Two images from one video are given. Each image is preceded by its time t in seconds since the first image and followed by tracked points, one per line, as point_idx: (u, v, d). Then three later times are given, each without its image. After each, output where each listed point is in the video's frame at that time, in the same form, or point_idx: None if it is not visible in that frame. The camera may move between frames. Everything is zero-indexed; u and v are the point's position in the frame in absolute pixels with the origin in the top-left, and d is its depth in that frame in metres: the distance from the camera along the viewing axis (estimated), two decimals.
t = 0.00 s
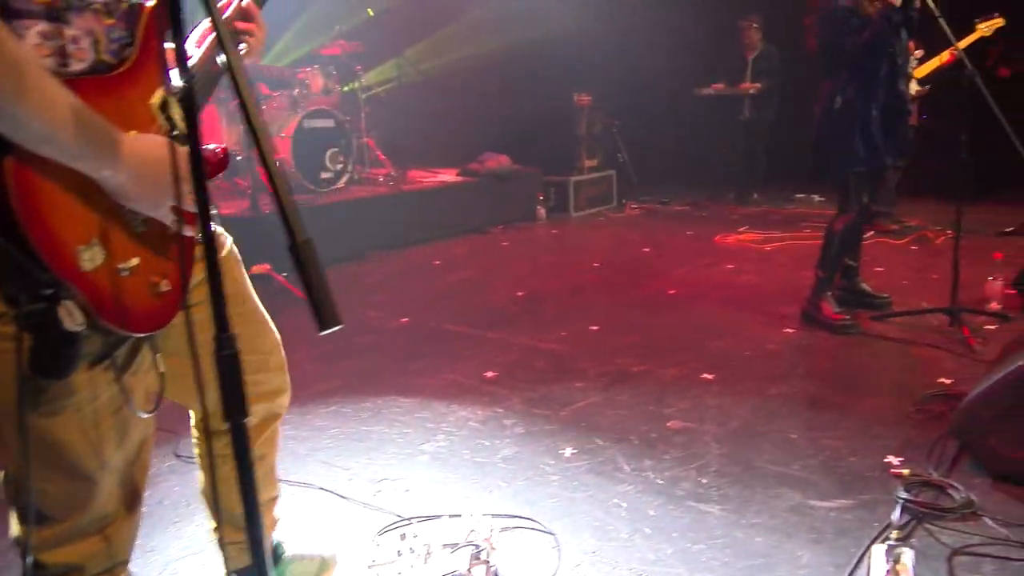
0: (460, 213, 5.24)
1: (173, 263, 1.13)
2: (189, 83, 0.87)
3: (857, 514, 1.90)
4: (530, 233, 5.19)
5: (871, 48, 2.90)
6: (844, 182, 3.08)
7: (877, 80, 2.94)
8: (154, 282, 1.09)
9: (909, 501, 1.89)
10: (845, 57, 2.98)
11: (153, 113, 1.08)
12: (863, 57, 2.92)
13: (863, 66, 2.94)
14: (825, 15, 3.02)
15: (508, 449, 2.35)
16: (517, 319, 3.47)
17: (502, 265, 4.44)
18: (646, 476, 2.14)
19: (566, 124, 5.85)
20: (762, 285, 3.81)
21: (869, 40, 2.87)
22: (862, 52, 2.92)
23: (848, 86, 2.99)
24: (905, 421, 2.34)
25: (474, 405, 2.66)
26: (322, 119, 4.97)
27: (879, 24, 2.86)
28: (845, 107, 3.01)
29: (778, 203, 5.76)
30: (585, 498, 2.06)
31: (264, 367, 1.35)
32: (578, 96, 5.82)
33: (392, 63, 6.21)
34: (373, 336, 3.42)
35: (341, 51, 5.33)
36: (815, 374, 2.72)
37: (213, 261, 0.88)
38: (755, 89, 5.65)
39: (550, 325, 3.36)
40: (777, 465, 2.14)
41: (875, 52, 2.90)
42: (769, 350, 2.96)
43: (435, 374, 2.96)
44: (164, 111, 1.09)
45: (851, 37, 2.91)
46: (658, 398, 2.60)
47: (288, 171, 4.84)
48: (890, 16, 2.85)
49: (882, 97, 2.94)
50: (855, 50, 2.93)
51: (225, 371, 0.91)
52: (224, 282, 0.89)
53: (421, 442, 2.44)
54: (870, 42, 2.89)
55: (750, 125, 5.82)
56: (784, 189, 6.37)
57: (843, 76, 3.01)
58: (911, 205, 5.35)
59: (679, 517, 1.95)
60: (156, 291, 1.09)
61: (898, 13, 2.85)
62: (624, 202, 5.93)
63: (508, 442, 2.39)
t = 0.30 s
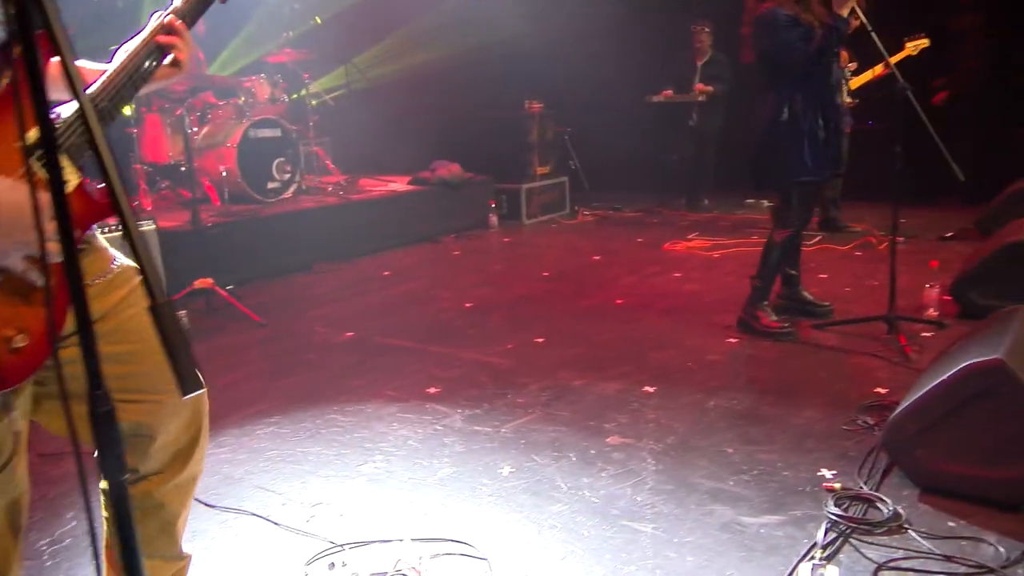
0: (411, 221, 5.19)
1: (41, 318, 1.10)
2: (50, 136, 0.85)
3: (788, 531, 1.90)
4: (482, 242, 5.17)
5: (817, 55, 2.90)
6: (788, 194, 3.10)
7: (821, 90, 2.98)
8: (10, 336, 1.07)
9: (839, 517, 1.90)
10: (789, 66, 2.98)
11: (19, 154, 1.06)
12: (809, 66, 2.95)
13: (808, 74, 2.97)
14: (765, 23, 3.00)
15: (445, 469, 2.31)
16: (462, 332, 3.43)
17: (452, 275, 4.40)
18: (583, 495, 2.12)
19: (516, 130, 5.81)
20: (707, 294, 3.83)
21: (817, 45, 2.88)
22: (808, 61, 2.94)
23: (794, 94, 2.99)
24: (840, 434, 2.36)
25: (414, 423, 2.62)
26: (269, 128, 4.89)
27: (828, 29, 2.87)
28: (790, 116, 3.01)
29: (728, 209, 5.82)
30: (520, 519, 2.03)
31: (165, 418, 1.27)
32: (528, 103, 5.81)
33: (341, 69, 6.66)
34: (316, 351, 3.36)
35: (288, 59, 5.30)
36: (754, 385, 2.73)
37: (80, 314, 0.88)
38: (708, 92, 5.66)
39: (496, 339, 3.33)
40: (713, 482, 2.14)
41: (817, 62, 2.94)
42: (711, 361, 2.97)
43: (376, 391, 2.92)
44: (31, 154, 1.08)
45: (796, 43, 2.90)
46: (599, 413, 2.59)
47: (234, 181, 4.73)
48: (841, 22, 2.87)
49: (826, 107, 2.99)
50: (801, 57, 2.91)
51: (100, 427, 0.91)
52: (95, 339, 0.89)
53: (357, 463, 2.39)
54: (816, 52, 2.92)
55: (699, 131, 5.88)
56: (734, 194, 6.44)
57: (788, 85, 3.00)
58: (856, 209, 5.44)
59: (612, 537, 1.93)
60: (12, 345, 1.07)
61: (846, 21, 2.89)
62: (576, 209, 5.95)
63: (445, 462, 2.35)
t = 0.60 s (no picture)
0: (370, 229, 5.15)
1: None
2: None
3: (731, 548, 1.90)
4: (441, 250, 5.15)
5: (776, 58, 2.87)
6: (729, 204, 3.13)
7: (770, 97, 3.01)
8: None
9: (780, 534, 1.92)
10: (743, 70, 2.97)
11: None
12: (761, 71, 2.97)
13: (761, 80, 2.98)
14: (716, 26, 2.96)
15: (392, 489, 2.27)
16: (417, 345, 3.40)
17: (409, 284, 4.37)
18: (529, 512, 2.10)
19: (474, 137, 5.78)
20: (664, 303, 3.84)
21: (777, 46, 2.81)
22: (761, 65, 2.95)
23: (749, 98, 2.99)
24: (786, 446, 2.38)
25: (363, 440, 2.59)
26: (224, 136, 4.82)
27: (791, 31, 2.77)
28: (744, 120, 3.00)
29: (688, 214, 5.87)
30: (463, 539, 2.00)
31: (111, 459, 1.28)
32: (488, 110, 5.78)
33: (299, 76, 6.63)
34: (267, 365, 3.31)
35: (244, 67, 5.24)
36: (704, 397, 2.74)
37: None
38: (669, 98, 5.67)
39: (450, 351, 3.31)
40: (658, 497, 2.14)
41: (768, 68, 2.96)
42: (663, 372, 2.98)
43: (326, 406, 2.87)
44: None
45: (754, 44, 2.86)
46: (548, 427, 2.57)
47: (187, 191, 4.65)
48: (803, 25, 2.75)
49: (772, 115, 3.04)
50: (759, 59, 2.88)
51: None
52: None
53: (303, 485, 2.34)
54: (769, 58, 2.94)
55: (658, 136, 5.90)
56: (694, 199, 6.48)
57: (742, 88, 2.99)
58: (812, 213, 5.52)
59: (557, 557, 1.91)
60: None
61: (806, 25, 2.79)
62: (537, 216, 5.95)
63: (393, 482, 2.31)
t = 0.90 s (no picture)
0: (335, 237, 5.12)
1: None
2: None
3: (684, 565, 1.90)
4: (407, 257, 5.12)
5: (742, 66, 2.89)
6: (680, 211, 3.15)
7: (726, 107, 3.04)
8: None
9: (735, 549, 1.93)
10: (704, 76, 2.98)
11: None
12: (721, 80, 2.99)
13: (720, 89, 3.00)
14: (681, 27, 2.94)
15: (349, 508, 2.25)
16: (378, 358, 3.37)
17: (373, 294, 4.34)
18: (485, 530, 2.09)
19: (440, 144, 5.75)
20: (627, 311, 3.85)
21: (745, 50, 2.81)
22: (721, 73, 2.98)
23: (708, 105, 3.01)
24: (743, 459, 2.39)
25: (320, 458, 2.56)
26: (185, 145, 4.77)
27: (763, 36, 2.77)
28: (702, 127, 3.02)
29: (655, 219, 5.89)
30: (419, 559, 1.98)
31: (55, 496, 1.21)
32: (454, 116, 5.77)
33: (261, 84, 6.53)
34: (225, 380, 3.26)
35: (205, 73, 5.23)
36: (663, 408, 2.75)
37: None
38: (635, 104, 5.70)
39: (412, 363, 3.29)
40: (614, 513, 2.13)
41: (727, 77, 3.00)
42: (624, 384, 2.98)
43: (284, 422, 2.84)
44: None
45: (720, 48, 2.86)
46: (507, 441, 2.56)
47: (147, 201, 4.59)
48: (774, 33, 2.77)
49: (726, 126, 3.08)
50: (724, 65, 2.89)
51: None
52: None
53: (258, 505, 2.31)
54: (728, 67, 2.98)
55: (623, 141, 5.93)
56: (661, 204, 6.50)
57: (702, 95, 3.00)
58: (776, 217, 5.56)
59: None
60: None
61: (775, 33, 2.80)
62: (505, 222, 5.95)
63: (350, 501, 2.28)
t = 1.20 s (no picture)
0: (308, 245, 5.08)
1: None
2: None
3: None
4: (381, 265, 5.09)
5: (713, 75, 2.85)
6: (647, 221, 3.14)
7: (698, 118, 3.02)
8: None
9: (700, 568, 1.92)
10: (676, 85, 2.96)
11: None
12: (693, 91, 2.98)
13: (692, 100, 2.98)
14: (652, 38, 2.94)
15: (315, 529, 2.22)
16: (348, 371, 3.34)
17: (346, 303, 4.31)
18: (450, 551, 2.07)
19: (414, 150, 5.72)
20: (601, 320, 3.85)
21: (715, 58, 2.78)
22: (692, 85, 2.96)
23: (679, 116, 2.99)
24: (711, 473, 2.39)
25: (286, 476, 2.53)
26: (155, 153, 4.73)
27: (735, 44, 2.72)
28: (670, 139, 3.02)
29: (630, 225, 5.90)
30: None
31: None
32: (428, 122, 5.74)
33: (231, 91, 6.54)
34: (193, 394, 3.22)
35: (176, 80, 5.08)
36: (633, 421, 2.75)
37: None
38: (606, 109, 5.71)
39: (382, 376, 3.26)
40: (580, 531, 2.12)
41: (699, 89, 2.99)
42: (596, 396, 2.98)
43: (251, 438, 2.80)
44: None
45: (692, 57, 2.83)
46: (475, 457, 2.55)
47: (116, 210, 4.54)
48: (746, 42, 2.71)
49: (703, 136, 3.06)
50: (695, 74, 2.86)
51: None
52: None
53: (222, 526, 2.27)
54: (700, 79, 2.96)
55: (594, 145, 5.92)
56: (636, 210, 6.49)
57: (673, 106, 2.99)
58: (749, 222, 5.59)
59: None
60: None
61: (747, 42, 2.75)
62: (480, 228, 5.94)
63: (316, 521, 2.26)
